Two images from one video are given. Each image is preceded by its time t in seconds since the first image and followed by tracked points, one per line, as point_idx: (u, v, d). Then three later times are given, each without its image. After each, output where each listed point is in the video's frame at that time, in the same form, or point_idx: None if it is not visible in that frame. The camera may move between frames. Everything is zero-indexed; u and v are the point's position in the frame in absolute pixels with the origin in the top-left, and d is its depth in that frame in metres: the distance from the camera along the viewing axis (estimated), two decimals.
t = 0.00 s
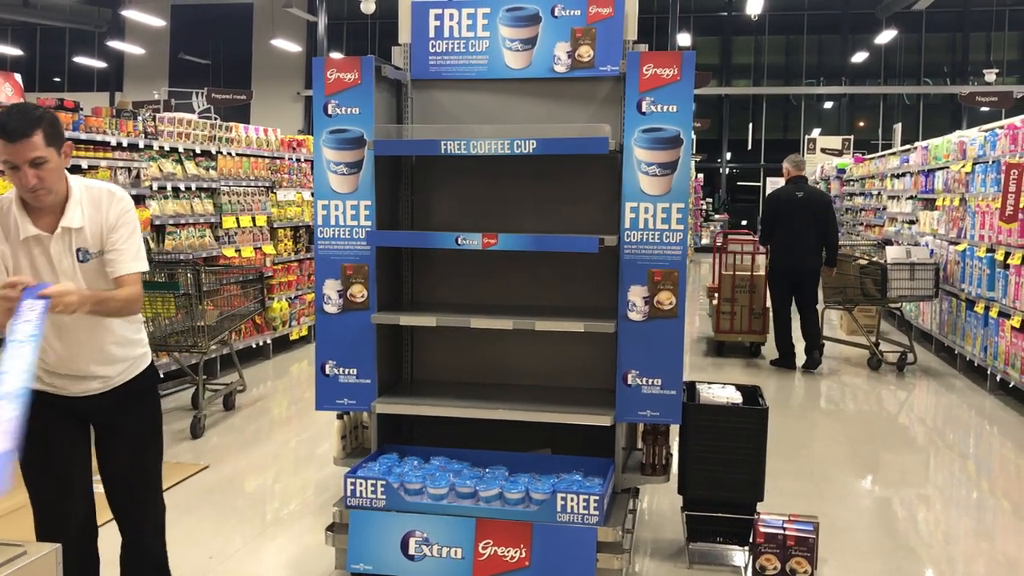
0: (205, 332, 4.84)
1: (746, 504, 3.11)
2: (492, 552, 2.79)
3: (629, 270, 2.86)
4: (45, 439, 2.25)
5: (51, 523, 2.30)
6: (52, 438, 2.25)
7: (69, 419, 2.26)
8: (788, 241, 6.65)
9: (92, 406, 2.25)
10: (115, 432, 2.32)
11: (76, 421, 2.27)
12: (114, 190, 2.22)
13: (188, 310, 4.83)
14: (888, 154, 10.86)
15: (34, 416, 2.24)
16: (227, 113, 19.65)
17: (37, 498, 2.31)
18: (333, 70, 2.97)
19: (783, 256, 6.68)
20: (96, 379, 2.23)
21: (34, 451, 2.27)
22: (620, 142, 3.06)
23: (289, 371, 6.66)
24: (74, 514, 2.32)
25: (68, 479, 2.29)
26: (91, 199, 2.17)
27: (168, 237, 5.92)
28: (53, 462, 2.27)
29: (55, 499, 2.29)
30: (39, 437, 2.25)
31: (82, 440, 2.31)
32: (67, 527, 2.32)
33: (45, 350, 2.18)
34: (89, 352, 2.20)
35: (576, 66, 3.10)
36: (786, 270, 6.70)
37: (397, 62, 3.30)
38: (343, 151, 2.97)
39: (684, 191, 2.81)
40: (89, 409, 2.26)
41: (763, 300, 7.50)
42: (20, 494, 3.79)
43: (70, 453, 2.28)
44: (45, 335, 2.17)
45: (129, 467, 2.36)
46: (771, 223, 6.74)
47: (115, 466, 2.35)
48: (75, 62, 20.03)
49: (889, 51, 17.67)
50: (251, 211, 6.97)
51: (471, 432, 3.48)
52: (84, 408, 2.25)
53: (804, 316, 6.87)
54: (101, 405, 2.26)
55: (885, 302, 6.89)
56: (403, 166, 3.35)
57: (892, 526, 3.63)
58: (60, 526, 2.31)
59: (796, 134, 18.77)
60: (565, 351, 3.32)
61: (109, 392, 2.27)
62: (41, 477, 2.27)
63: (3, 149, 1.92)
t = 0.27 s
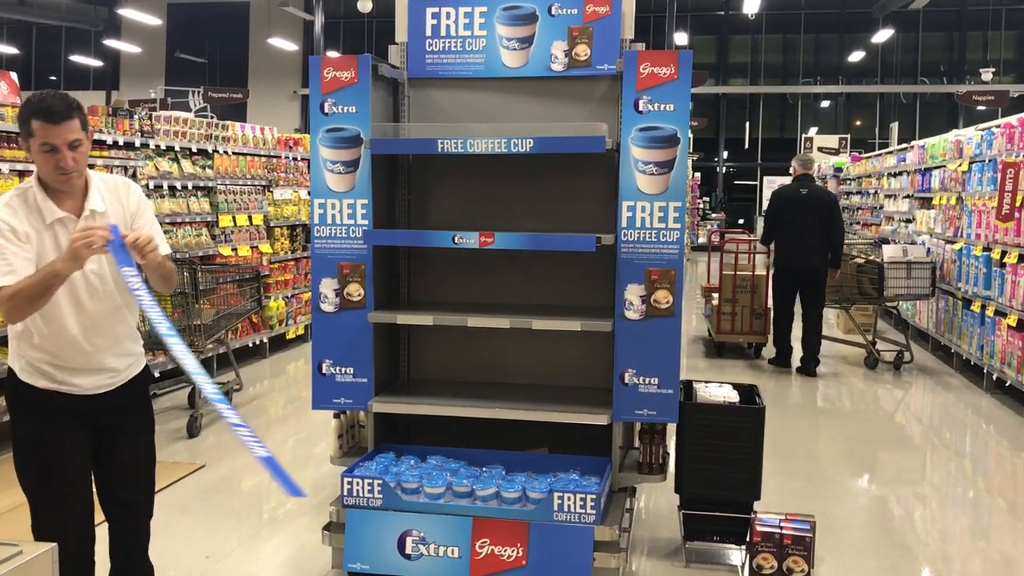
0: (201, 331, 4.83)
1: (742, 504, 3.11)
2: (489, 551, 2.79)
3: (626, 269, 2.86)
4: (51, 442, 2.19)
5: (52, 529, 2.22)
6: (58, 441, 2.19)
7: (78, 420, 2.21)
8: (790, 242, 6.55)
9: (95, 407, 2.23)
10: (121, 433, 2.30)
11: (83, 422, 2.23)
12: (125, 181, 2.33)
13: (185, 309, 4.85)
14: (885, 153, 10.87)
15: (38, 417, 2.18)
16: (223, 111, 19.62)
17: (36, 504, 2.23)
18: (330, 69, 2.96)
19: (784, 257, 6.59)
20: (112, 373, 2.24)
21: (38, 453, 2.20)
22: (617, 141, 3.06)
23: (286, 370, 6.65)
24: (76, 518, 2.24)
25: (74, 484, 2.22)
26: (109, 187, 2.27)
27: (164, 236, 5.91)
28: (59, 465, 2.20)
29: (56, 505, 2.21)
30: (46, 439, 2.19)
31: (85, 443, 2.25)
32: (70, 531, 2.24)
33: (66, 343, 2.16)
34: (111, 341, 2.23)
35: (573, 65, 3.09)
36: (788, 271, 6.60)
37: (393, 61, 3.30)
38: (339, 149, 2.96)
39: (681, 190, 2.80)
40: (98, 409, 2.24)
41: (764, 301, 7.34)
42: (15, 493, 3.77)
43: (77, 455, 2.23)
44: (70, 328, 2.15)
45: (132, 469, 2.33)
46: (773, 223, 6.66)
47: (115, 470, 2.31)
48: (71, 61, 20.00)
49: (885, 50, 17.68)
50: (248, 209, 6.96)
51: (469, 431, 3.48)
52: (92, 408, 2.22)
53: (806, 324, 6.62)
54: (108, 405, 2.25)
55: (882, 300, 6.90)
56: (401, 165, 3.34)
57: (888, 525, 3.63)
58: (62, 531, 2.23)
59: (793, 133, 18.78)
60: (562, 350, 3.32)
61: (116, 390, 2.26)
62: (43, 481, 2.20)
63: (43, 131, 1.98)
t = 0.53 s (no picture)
0: (201, 329, 4.84)
1: (742, 503, 3.11)
2: (488, 550, 2.79)
3: (625, 268, 2.86)
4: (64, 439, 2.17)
5: (62, 527, 2.20)
6: (73, 438, 2.18)
7: (90, 416, 2.20)
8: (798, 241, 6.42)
9: (104, 405, 2.22)
10: (129, 430, 2.31)
11: (95, 419, 2.22)
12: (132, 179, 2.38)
13: (184, 308, 4.86)
14: (884, 153, 10.88)
15: (51, 413, 2.16)
16: (222, 110, 19.60)
17: (45, 501, 2.21)
18: (329, 67, 2.96)
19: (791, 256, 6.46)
20: (130, 364, 2.27)
21: (50, 450, 2.17)
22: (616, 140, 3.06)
23: (285, 369, 6.65)
24: (87, 515, 2.23)
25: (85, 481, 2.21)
26: (120, 182, 2.32)
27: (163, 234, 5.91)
28: (71, 462, 2.18)
29: (66, 503, 2.20)
30: (59, 435, 2.17)
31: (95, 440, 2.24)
32: (81, 530, 2.22)
33: (90, 335, 2.17)
34: (131, 330, 2.26)
35: (573, 64, 3.09)
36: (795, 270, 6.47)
37: (393, 59, 3.30)
38: (339, 147, 2.96)
39: (680, 189, 2.81)
40: (109, 405, 2.24)
41: (767, 302, 7.20)
42: (13, 492, 3.77)
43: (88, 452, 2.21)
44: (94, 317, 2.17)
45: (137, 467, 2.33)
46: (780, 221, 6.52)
47: (123, 468, 2.32)
48: (70, 59, 19.98)
49: (885, 49, 17.69)
50: (247, 208, 6.95)
51: (467, 431, 3.48)
52: (103, 406, 2.22)
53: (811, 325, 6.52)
54: (117, 403, 2.26)
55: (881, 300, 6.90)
56: (400, 163, 3.34)
57: (887, 524, 3.63)
58: (72, 529, 2.21)
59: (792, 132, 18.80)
60: (562, 349, 3.32)
61: (126, 385, 2.27)
62: (54, 478, 2.18)
63: (75, 121, 2.03)
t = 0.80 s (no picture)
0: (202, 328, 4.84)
1: (743, 503, 3.11)
2: (488, 549, 2.79)
3: (627, 268, 2.86)
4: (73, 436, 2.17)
5: (66, 523, 2.20)
6: (82, 434, 2.17)
7: (100, 412, 2.19)
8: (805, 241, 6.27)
9: (115, 400, 2.22)
10: (136, 427, 2.31)
11: (104, 416, 2.21)
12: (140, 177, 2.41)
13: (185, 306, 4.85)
14: (885, 153, 10.88)
15: (61, 409, 2.15)
16: (223, 108, 19.59)
17: (54, 498, 2.20)
18: (331, 66, 2.95)
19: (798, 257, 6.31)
20: (140, 359, 2.28)
21: (58, 446, 2.17)
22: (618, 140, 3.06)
23: (286, 367, 6.65)
24: (93, 511, 2.24)
25: (92, 478, 2.21)
26: (133, 178, 2.34)
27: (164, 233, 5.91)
28: (81, 457, 2.18)
29: (72, 499, 2.20)
30: (68, 431, 2.16)
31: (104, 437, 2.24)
32: (86, 526, 2.23)
33: (108, 331, 2.18)
34: (144, 325, 2.28)
35: (574, 63, 3.09)
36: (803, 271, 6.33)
37: (395, 58, 3.29)
38: (341, 147, 2.96)
39: (682, 189, 2.80)
40: (119, 402, 2.24)
41: (773, 303, 7.03)
42: (14, 490, 3.77)
43: (97, 448, 2.21)
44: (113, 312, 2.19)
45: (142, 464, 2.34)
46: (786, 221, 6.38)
47: (130, 464, 2.32)
48: (71, 57, 19.98)
49: (886, 49, 17.67)
50: (248, 207, 6.94)
51: (468, 430, 3.48)
52: (113, 403, 2.22)
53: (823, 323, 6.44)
54: (127, 399, 2.25)
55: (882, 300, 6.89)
56: (402, 162, 3.34)
57: (888, 524, 3.63)
58: (77, 525, 2.21)
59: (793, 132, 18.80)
60: (563, 348, 3.31)
61: (135, 382, 2.27)
62: (60, 474, 2.18)
63: (100, 118, 2.07)
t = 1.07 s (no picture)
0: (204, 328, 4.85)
1: (745, 503, 3.11)
2: (491, 549, 2.79)
3: (630, 268, 2.86)
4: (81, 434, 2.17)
5: (72, 522, 2.20)
6: (91, 433, 2.18)
7: (108, 410, 2.20)
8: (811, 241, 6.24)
9: (123, 398, 2.22)
10: (142, 425, 2.32)
11: (111, 414, 2.21)
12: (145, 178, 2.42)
13: (188, 306, 4.87)
14: (888, 153, 10.87)
15: (69, 407, 2.15)
16: (225, 108, 19.61)
17: (60, 497, 2.20)
18: (333, 66, 2.95)
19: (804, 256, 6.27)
20: (148, 357, 2.28)
21: (65, 445, 2.17)
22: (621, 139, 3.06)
23: (288, 367, 6.66)
24: (99, 510, 2.24)
25: (98, 476, 2.21)
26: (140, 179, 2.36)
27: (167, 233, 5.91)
28: (88, 456, 2.18)
29: (79, 498, 2.20)
30: (76, 429, 2.16)
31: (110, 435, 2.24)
32: (91, 524, 2.23)
33: (117, 329, 2.19)
34: (151, 323, 2.29)
35: (577, 63, 3.09)
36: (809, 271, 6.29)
37: (398, 57, 3.29)
38: (344, 147, 2.96)
39: (685, 189, 2.80)
40: (127, 400, 2.24)
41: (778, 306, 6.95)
42: (17, 489, 3.77)
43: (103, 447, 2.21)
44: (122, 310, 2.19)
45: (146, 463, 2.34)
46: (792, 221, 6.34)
47: (135, 463, 2.32)
48: (74, 57, 20.01)
49: (888, 49, 17.65)
50: (250, 206, 6.94)
51: (470, 430, 3.48)
52: (121, 400, 2.22)
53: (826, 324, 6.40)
54: (134, 397, 2.26)
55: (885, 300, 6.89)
56: (404, 162, 3.34)
57: (890, 525, 3.62)
58: (83, 524, 2.21)
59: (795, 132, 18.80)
60: (565, 348, 3.31)
61: (142, 380, 2.27)
62: (67, 473, 2.18)
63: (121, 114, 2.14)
